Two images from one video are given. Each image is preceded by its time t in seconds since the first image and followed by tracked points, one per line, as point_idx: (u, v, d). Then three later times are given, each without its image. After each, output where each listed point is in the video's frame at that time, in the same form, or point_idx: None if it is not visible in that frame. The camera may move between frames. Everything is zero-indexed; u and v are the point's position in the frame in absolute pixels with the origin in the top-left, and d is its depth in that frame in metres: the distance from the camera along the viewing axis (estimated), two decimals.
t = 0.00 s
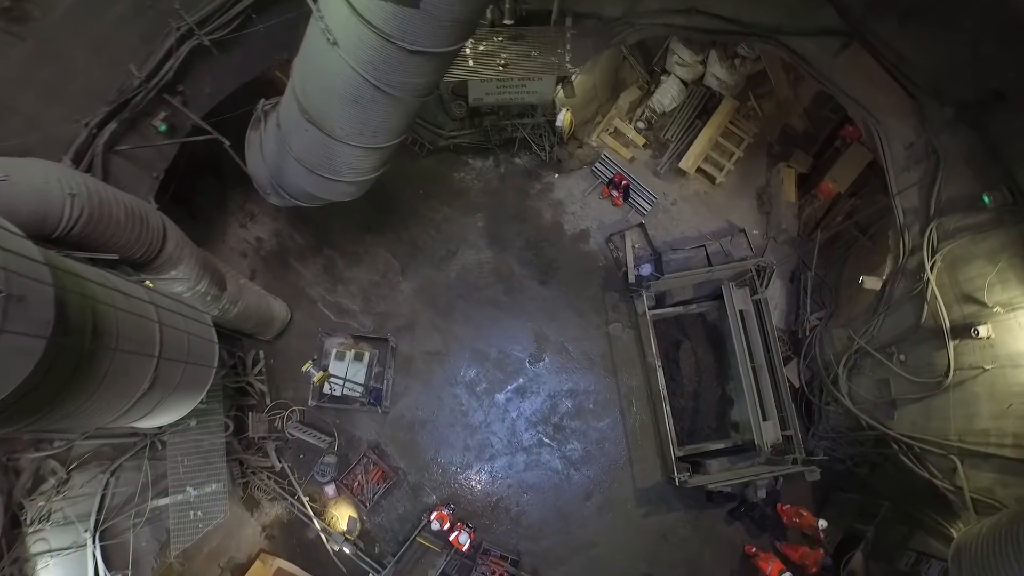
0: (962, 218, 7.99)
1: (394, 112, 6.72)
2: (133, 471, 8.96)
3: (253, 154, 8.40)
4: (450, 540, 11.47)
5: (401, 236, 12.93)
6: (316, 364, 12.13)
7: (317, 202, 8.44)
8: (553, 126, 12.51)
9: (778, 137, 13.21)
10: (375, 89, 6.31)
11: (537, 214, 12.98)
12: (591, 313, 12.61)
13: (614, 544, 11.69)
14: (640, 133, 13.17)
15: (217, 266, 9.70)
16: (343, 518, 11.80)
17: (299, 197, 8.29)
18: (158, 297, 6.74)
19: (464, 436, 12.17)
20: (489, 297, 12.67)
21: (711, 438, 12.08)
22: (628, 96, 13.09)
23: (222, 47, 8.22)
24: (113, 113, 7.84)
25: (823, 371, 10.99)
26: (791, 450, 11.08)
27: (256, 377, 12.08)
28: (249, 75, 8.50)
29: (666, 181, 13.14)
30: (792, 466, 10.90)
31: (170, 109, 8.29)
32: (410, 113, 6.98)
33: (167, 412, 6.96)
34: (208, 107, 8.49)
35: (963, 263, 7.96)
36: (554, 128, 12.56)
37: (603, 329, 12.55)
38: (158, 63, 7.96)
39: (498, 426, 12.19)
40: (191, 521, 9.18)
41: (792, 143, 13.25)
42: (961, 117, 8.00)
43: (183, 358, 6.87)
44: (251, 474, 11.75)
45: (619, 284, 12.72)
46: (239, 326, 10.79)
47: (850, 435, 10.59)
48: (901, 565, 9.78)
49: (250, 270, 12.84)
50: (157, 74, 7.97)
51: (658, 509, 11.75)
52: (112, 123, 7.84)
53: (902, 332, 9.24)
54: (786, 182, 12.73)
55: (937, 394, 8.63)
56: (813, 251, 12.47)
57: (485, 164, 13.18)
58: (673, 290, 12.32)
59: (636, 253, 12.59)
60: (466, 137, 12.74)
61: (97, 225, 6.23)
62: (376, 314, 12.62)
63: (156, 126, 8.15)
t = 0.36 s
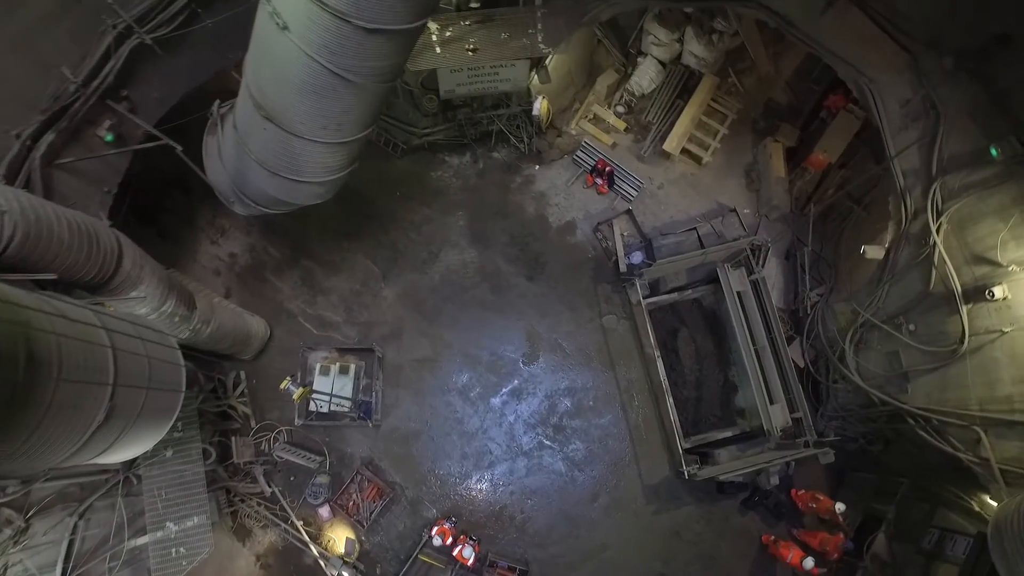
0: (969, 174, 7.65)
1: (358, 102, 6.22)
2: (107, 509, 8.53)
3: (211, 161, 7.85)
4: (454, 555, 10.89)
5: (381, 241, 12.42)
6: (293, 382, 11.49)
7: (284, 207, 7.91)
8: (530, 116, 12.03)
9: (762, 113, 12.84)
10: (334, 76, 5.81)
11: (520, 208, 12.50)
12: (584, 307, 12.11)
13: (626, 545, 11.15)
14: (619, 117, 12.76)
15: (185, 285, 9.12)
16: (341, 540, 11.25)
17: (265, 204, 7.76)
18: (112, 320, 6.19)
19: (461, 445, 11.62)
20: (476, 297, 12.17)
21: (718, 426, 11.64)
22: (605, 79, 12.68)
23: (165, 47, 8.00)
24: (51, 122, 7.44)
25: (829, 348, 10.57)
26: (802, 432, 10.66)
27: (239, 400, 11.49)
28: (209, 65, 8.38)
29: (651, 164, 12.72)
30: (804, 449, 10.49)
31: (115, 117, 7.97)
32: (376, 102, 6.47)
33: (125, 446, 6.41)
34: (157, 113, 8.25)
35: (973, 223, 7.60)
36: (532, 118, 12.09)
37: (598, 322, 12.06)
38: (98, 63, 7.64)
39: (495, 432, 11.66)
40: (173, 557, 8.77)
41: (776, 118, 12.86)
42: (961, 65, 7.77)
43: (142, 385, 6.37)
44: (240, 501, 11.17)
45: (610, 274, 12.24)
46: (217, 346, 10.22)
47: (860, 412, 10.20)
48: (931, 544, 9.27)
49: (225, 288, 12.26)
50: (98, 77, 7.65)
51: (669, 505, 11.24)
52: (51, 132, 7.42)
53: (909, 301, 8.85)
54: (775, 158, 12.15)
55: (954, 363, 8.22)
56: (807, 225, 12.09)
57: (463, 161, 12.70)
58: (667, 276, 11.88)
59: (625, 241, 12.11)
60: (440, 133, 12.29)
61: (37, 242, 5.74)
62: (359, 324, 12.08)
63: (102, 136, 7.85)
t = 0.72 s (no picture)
0: (969, 123, 7.28)
1: (316, 90, 5.71)
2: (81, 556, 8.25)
3: (166, 170, 7.29)
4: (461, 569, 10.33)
5: (359, 248, 11.90)
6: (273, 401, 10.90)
7: (250, 215, 7.37)
8: (503, 105, 11.57)
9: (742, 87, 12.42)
10: (287, 62, 5.29)
11: (501, 202, 12.04)
12: (576, 298, 11.65)
13: (640, 543, 10.67)
14: (596, 100, 12.34)
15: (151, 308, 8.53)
16: (342, 563, 10.69)
17: (228, 213, 7.21)
18: (61, 348, 5.70)
19: (459, 452, 11.10)
20: (463, 298, 11.67)
21: (724, 411, 11.24)
22: (579, 62, 12.29)
23: (100, 46, 7.49)
24: None
25: (832, 320, 10.17)
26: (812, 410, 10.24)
27: (222, 426, 10.89)
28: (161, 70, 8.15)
29: (633, 147, 12.31)
30: (815, 425, 10.14)
31: (54, 128, 7.63)
32: (337, 89, 5.96)
33: (85, 489, 5.93)
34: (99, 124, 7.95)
35: (977, 172, 7.22)
36: (506, 108, 11.64)
37: (591, 313, 11.59)
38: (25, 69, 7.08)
39: (494, 436, 11.15)
40: None
41: (757, 90, 12.46)
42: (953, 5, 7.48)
43: (101, 417, 5.90)
44: (232, 531, 10.60)
45: (600, 262, 11.79)
46: (193, 370, 9.62)
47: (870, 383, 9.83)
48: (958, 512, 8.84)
49: (199, 309, 11.66)
50: (25, 84, 7.11)
51: (681, 497, 10.77)
52: None
53: (914, 263, 8.48)
54: (760, 132, 11.82)
55: (968, 322, 7.82)
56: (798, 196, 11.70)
57: (438, 158, 12.24)
58: (658, 260, 11.47)
59: (613, 228, 11.63)
60: (411, 131, 11.82)
61: None
62: (343, 336, 11.53)
63: (40, 149, 7.51)
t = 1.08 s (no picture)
0: (962, 59, 6.92)
1: (265, 77, 5.19)
2: None
3: (112, 183, 6.73)
4: None
5: (335, 257, 11.36)
6: (254, 422, 10.29)
7: (209, 225, 6.83)
8: (470, 94, 11.11)
9: (715, 55, 12.05)
10: (225, 44, 4.76)
11: (479, 196, 11.57)
12: (565, 287, 11.19)
13: (657, 534, 10.21)
14: (567, 82, 12.02)
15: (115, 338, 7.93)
16: None
17: (185, 224, 6.67)
18: None
19: (460, 459, 10.57)
20: (448, 298, 11.18)
21: (729, 389, 10.85)
22: (545, 45, 11.93)
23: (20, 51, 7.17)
24: None
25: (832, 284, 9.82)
26: (821, 378, 9.88)
27: (207, 457, 10.33)
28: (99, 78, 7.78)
29: (609, 126, 11.90)
30: (825, 393, 9.78)
31: None
32: (289, 76, 5.45)
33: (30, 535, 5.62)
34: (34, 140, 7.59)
35: (976, 109, 6.91)
36: (474, 97, 11.16)
37: (583, 301, 11.14)
38: None
39: (495, 439, 10.65)
40: None
41: (730, 57, 12.09)
42: None
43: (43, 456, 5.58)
44: (228, 567, 10.03)
45: (586, 248, 11.34)
46: (165, 403, 8.98)
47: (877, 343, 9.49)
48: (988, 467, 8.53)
49: (172, 337, 11.04)
50: None
51: (695, 482, 10.33)
52: None
53: (914, 214, 8.15)
54: (737, 98, 11.47)
55: (979, 268, 7.47)
56: (783, 161, 11.37)
57: (409, 156, 11.75)
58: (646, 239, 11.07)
59: (597, 211, 11.16)
60: (378, 130, 11.32)
61: None
62: (327, 350, 10.98)
63: None
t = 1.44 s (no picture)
0: None
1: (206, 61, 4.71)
2: None
3: (54, 199, 6.20)
4: None
5: (310, 266, 10.82)
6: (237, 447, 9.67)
7: (164, 236, 6.32)
8: (435, 85, 10.66)
9: (683, 25, 11.73)
10: (152, 18, 4.25)
11: (455, 189, 11.11)
12: (553, 274, 10.74)
13: (675, 521, 9.74)
14: (535, 65, 11.63)
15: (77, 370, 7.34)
16: None
17: (136, 237, 6.16)
18: None
19: (461, 465, 10.05)
20: (432, 297, 10.68)
21: (733, 363, 10.46)
22: (508, 28, 11.44)
23: None
24: None
25: (829, 244, 9.48)
26: (827, 342, 9.52)
27: (193, 491, 9.66)
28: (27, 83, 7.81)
29: (582, 106, 11.50)
30: (832, 357, 9.41)
31: None
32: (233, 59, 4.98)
33: None
34: None
35: (971, 39, 6.65)
36: (439, 88, 10.71)
37: (573, 288, 10.69)
38: None
39: (495, 440, 10.14)
40: None
41: (698, 25, 11.77)
42: None
43: None
44: None
45: (571, 232, 10.92)
46: (140, 436, 8.39)
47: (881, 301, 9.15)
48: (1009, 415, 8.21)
49: (144, 366, 10.40)
50: None
51: (708, 463, 9.91)
52: None
53: (909, 159, 7.83)
54: (710, 65, 11.12)
55: (983, 209, 7.15)
56: (763, 125, 11.06)
57: (377, 155, 11.28)
58: (631, 217, 10.67)
59: (578, 193, 10.68)
60: (344, 130, 10.88)
61: None
62: (310, 364, 10.42)
63: None
